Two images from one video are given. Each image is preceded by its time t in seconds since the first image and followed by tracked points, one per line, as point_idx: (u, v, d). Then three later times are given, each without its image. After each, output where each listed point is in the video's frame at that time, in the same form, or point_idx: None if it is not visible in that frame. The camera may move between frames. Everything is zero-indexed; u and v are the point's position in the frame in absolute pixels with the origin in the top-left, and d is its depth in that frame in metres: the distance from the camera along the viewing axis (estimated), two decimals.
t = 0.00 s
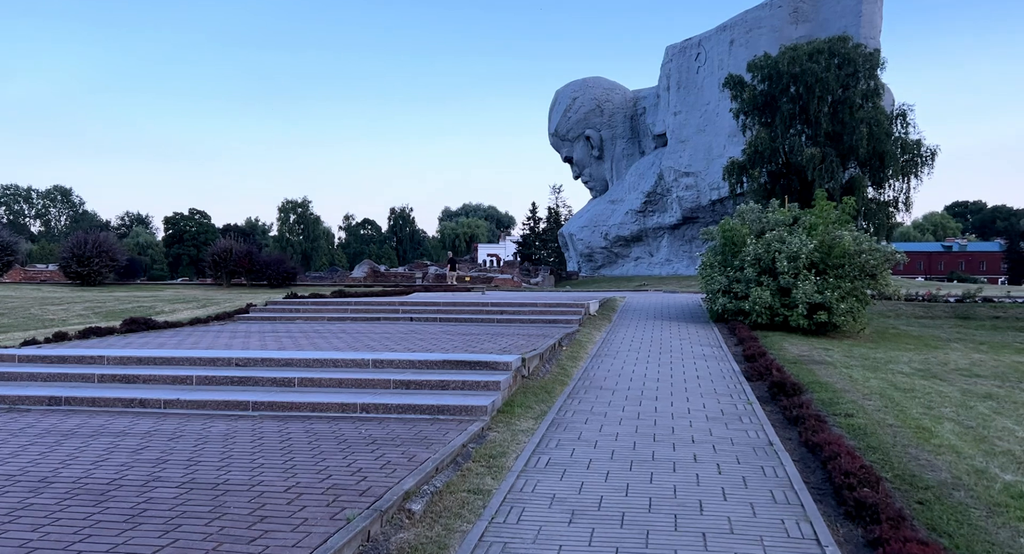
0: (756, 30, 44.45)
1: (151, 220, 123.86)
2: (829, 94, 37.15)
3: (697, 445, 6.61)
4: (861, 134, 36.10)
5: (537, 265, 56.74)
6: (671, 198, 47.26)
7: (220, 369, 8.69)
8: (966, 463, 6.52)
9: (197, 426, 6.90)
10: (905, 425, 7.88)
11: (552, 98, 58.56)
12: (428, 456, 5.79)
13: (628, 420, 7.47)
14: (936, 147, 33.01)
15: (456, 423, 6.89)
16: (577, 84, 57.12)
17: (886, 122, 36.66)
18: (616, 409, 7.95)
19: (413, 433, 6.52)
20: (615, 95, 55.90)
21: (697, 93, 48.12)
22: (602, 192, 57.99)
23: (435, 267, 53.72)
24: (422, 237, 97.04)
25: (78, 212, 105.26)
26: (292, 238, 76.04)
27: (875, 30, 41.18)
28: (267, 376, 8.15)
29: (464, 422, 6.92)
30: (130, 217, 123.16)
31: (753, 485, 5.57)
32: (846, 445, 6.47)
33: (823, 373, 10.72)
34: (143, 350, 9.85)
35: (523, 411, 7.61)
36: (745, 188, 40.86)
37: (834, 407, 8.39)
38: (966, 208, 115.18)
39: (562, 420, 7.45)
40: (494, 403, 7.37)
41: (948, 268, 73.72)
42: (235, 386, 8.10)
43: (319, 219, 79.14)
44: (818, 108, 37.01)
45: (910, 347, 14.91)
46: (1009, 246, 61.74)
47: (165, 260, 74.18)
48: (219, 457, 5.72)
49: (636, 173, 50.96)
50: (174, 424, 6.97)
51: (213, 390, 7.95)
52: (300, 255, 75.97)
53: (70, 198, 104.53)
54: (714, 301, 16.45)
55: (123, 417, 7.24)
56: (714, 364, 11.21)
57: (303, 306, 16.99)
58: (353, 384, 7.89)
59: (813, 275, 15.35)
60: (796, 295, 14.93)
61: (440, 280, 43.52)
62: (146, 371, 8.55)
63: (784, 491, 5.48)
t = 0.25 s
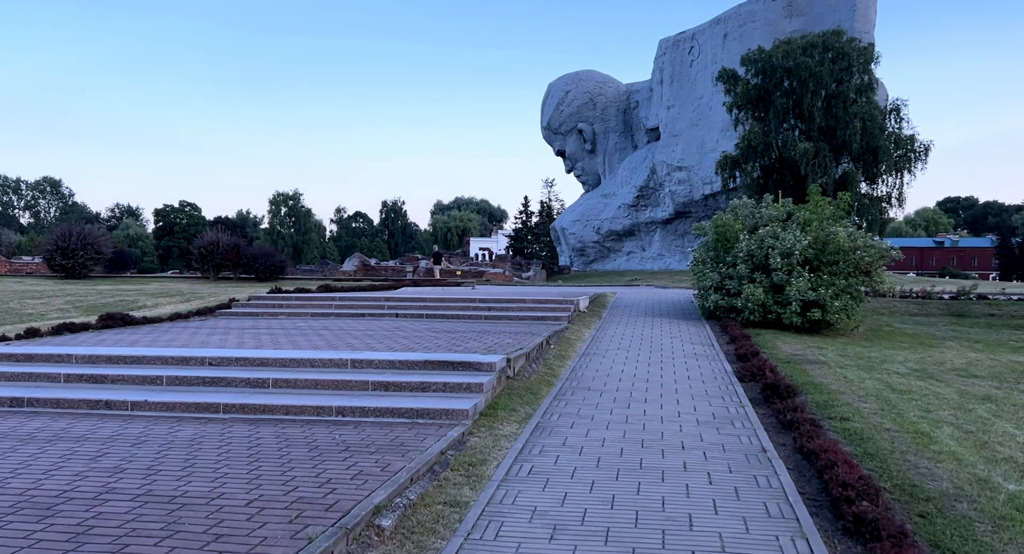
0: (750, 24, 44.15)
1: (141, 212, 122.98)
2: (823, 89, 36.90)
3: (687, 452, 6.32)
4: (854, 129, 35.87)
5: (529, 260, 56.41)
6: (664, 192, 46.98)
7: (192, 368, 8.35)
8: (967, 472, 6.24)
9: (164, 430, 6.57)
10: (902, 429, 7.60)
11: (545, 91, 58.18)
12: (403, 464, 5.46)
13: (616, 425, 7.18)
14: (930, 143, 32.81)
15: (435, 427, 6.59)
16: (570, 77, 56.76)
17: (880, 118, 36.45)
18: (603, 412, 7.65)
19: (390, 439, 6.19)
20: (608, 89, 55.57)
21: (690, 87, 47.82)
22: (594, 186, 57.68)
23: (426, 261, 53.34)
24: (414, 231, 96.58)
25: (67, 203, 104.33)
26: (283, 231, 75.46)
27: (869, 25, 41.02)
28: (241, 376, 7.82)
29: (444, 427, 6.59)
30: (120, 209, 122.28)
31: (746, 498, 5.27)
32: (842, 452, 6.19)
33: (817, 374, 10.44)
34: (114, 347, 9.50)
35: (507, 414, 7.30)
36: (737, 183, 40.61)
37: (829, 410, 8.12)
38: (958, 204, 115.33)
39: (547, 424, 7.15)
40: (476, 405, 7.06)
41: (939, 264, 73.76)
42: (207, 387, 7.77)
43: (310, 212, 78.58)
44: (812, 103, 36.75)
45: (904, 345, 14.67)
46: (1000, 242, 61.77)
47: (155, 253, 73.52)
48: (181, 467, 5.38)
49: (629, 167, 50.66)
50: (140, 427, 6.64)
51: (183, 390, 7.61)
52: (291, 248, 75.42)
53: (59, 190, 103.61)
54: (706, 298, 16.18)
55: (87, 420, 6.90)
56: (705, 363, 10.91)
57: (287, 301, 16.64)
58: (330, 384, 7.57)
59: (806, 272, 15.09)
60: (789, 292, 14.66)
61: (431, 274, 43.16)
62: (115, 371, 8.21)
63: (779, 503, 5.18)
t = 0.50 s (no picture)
0: (745, 16, 43.83)
1: (133, 203, 122.20)
2: (817, 82, 36.65)
3: (681, 451, 6.06)
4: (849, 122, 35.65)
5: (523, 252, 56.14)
6: (658, 185, 46.71)
7: (168, 362, 8.06)
8: (971, 472, 5.99)
9: (134, 428, 6.28)
10: (901, 426, 7.36)
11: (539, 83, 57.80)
12: (383, 465, 5.19)
13: (607, 421, 6.92)
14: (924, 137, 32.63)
15: (418, 425, 6.31)
16: (564, 69, 56.40)
17: (874, 111, 36.24)
18: (594, 408, 7.39)
19: (369, 438, 5.92)
20: (602, 81, 55.23)
21: (684, 79, 47.53)
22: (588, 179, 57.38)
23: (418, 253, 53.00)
24: (407, 223, 96.15)
25: (57, 193, 103.53)
26: (276, 222, 74.96)
27: (864, 17, 40.79)
28: (218, 371, 7.53)
29: (428, 425, 6.32)
30: (111, 200, 121.45)
31: (743, 500, 5.01)
32: (841, 452, 5.93)
33: (813, 368, 10.19)
34: (89, 339, 9.19)
35: (494, 410, 7.05)
36: (731, 175, 40.37)
37: (827, 406, 7.89)
38: (950, 198, 115.41)
39: (536, 421, 6.89)
40: (462, 402, 6.79)
41: (931, 258, 73.75)
42: (183, 382, 7.49)
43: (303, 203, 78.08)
44: (806, 95, 36.50)
45: (900, 340, 14.44)
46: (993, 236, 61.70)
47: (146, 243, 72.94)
48: (145, 467, 5.10)
49: (623, 160, 50.37)
50: (109, 424, 6.36)
51: (158, 385, 7.33)
52: (283, 239, 74.97)
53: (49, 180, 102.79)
54: (700, 291, 15.93)
55: (55, 416, 6.61)
56: (699, 357, 10.65)
57: (273, 293, 16.31)
58: (310, 380, 7.29)
59: (802, 265, 14.84)
60: (784, 285, 14.43)
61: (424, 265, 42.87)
62: (88, 364, 7.91)
63: (777, 506, 4.92)
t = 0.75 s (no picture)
0: (739, 9, 43.51)
1: (124, 195, 121.39)
2: (811, 75, 36.41)
3: (676, 453, 5.78)
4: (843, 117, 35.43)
5: (515, 246, 55.85)
6: (651, 179, 46.44)
7: (142, 357, 7.74)
8: (978, 475, 5.73)
9: (101, 427, 5.97)
10: (903, 426, 7.10)
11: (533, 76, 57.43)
12: (362, 469, 4.90)
13: (599, 421, 6.64)
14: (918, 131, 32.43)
15: (401, 425, 6.02)
16: (558, 62, 56.05)
17: (868, 105, 36.02)
18: (585, 406, 7.12)
19: (348, 439, 5.63)
20: (596, 74, 54.90)
21: (677, 72, 47.23)
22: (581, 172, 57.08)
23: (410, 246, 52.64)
24: (400, 216, 95.72)
25: (48, 184, 102.74)
26: (267, 215, 74.47)
27: (858, 11, 40.56)
28: (194, 367, 7.23)
29: (411, 425, 6.04)
30: (102, 192, 120.67)
31: (742, 506, 4.74)
32: (843, 454, 5.66)
33: (811, 365, 9.93)
34: (62, 334, 8.88)
35: (482, 409, 6.77)
36: (725, 169, 40.13)
37: (826, 405, 7.63)
38: (942, 193, 115.57)
39: (525, 421, 6.60)
40: (448, 400, 6.50)
41: (923, 252, 73.79)
42: (157, 378, 7.18)
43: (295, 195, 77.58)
44: (800, 89, 36.25)
45: (897, 335, 14.22)
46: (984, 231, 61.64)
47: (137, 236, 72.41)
48: (108, 471, 4.80)
49: (616, 153, 50.09)
50: (76, 423, 6.05)
51: (131, 382, 7.02)
52: (275, 232, 74.50)
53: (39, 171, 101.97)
54: (693, 285, 15.68)
55: (20, 415, 6.30)
56: (693, 353, 10.39)
57: (260, 286, 15.98)
58: (289, 377, 7.00)
59: (797, 259, 14.60)
60: (780, 280, 14.18)
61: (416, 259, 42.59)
62: (59, 360, 7.60)
63: (777, 513, 4.65)
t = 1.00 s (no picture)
0: (731, 6, 43.27)
1: (113, 190, 120.50)
2: (804, 72, 36.22)
3: (668, 462, 5.53)
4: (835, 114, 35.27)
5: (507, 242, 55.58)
6: (643, 176, 46.20)
7: (114, 359, 7.43)
8: (983, 486, 5.49)
9: (64, 435, 5.67)
10: (902, 432, 6.88)
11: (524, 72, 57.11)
12: (336, 482, 4.62)
13: (589, 428, 6.37)
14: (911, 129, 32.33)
15: (381, 434, 5.76)
16: (550, 58, 55.74)
17: (861, 102, 35.87)
18: (575, 412, 6.85)
19: (324, 449, 5.35)
20: (588, 71, 54.61)
21: (670, 69, 47.00)
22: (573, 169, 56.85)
23: (401, 242, 52.31)
24: (391, 212, 95.31)
25: (36, 179, 101.87)
26: (258, 210, 73.97)
27: (850, 9, 40.40)
28: (166, 370, 6.93)
29: (391, 433, 5.76)
30: (92, 187, 119.81)
31: (738, 523, 4.48)
32: (844, 466, 5.40)
33: (805, 368, 9.70)
34: (32, 334, 8.57)
35: (466, 415, 6.50)
36: (717, 166, 39.97)
37: (822, 410, 7.39)
38: (932, 191, 115.81)
39: (512, 427, 6.34)
40: (431, 405, 6.22)
41: (913, 250, 73.94)
42: (128, 382, 6.88)
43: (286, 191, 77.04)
44: (792, 86, 36.06)
45: (891, 335, 14.02)
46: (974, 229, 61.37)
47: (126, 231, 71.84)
48: (66, 484, 4.51)
49: (608, 150, 49.85)
50: (41, 430, 5.77)
51: (99, 386, 6.72)
52: (265, 228, 74.02)
53: (27, 165, 101.09)
54: (686, 284, 15.43)
55: None
56: (686, 354, 10.14)
57: (244, 283, 15.64)
58: (266, 381, 6.72)
59: (791, 258, 14.38)
60: (773, 279, 13.96)
61: (406, 255, 42.29)
62: (27, 362, 7.30)
63: (775, 530, 4.39)
